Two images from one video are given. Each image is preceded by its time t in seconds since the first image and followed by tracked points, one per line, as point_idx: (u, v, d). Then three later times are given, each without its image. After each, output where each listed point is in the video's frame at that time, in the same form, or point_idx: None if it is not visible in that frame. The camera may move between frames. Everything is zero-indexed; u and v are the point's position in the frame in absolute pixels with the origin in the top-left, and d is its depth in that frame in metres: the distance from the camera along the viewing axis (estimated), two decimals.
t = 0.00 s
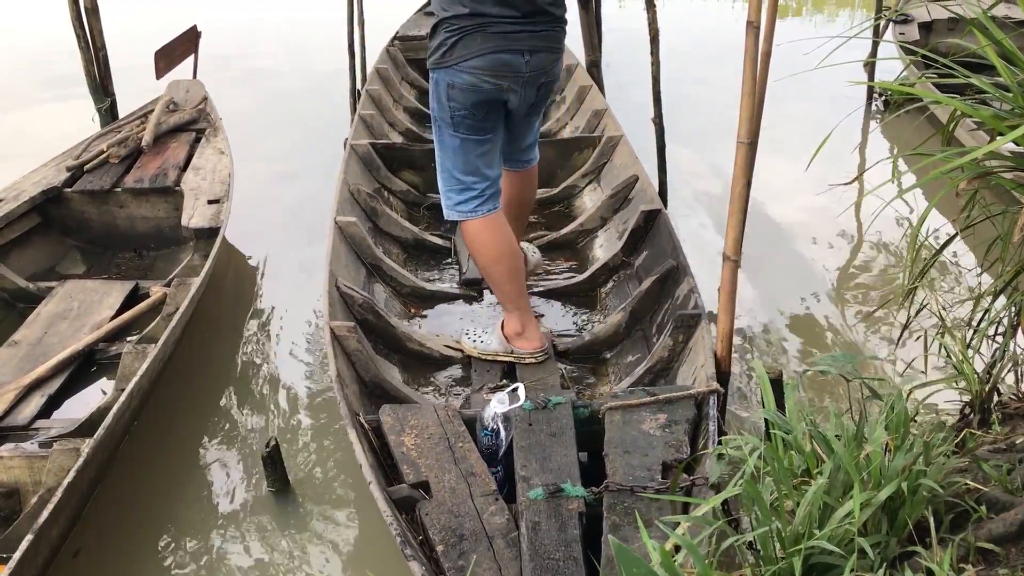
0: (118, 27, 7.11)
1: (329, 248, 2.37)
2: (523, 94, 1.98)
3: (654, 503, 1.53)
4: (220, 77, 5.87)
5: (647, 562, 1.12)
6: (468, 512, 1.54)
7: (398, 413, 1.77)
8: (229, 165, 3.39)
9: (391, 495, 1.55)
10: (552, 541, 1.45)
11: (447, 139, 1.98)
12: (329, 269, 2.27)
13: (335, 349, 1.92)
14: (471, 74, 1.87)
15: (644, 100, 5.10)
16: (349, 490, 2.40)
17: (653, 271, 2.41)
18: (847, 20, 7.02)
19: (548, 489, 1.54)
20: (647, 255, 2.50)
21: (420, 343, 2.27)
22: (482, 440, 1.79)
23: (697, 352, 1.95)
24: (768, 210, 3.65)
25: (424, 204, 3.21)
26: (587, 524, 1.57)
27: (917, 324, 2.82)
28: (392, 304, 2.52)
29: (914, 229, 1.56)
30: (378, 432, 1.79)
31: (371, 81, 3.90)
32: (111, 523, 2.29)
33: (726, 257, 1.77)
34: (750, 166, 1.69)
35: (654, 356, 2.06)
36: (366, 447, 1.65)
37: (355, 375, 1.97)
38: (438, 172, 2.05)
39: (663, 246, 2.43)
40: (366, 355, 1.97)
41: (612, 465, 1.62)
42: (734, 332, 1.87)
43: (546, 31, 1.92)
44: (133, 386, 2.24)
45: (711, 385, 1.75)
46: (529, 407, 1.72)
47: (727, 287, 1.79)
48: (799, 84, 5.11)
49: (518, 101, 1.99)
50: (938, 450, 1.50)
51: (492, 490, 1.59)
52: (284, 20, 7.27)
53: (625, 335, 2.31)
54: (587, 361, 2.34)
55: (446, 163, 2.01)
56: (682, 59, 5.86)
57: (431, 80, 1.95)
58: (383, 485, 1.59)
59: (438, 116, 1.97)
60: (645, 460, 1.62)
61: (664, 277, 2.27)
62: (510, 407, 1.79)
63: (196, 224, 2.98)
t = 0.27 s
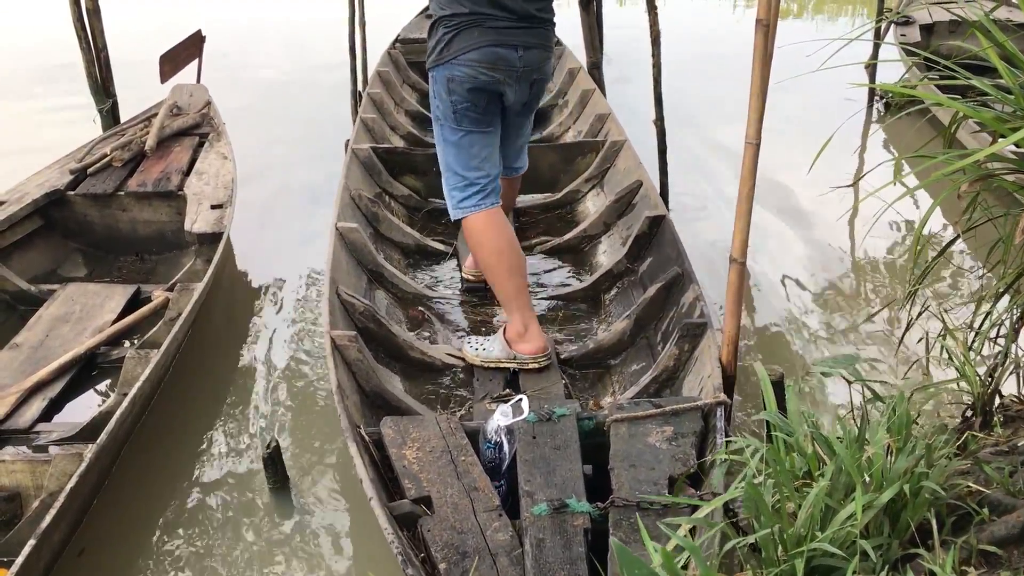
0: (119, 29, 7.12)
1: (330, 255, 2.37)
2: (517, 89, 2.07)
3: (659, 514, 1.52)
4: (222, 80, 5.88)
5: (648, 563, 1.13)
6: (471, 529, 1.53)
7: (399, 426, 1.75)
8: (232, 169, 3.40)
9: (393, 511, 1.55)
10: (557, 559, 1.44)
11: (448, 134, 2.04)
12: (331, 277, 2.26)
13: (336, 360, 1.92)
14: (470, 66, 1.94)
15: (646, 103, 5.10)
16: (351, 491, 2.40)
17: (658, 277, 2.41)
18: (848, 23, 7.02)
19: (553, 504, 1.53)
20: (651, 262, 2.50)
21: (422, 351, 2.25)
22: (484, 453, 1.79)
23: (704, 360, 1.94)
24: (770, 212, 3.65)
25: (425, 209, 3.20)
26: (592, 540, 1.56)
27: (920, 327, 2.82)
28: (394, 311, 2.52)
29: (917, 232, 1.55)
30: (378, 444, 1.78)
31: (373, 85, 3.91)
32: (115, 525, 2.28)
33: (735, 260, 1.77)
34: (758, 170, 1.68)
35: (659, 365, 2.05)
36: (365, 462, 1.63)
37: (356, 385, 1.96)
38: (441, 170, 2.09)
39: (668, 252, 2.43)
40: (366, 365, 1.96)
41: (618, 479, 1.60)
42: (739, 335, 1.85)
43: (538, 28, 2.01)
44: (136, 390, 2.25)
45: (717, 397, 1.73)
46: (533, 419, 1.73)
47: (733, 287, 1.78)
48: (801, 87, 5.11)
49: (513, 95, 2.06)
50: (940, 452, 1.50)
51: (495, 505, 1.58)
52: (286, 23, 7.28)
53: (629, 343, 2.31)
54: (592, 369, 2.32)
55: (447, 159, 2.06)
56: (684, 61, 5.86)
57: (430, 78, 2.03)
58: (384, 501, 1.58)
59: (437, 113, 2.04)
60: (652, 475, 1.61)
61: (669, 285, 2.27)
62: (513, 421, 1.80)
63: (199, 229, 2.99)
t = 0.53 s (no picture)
0: (122, 33, 7.15)
1: (329, 269, 2.36)
2: (507, 75, 2.16)
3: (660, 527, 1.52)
4: (224, 83, 5.89)
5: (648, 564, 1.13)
6: (468, 548, 1.52)
7: (395, 444, 1.74)
8: (234, 171, 3.41)
9: (387, 532, 1.53)
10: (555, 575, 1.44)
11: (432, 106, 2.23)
12: (328, 292, 2.26)
13: (333, 377, 1.92)
14: (454, 46, 2.12)
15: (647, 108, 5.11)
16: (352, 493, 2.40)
17: (661, 280, 2.41)
18: (849, 27, 7.02)
19: (551, 520, 1.53)
20: (655, 264, 2.50)
21: (424, 365, 2.24)
22: (483, 468, 1.78)
23: (707, 365, 1.93)
24: (771, 216, 3.65)
25: (429, 218, 3.21)
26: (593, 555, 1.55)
27: (921, 331, 2.82)
28: (396, 324, 2.54)
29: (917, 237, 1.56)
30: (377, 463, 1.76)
31: (375, 89, 3.92)
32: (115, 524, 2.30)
33: (738, 265, 1.77)
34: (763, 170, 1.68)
35: (663, 371, 2.04)
36: (361, 481, 1.63)
37: (355, 403, 1.96)
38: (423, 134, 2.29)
39: (671, 255, 2.43)
40: (365, 382, 1.96)
41: (618, 490, 1.59)
42: (742, 342, 1.87)
43: (534, 17, 2.11)
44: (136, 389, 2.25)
45: (721, 402, 1.73)
46: (531, 432, 1.72)
47: (737, 293, 1.78)
48: (802, 92, 5.12)
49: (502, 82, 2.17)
50: (942, 455, 1.50)
51: (492, 522, 1.57)
52: (288, 28, 7.30)
53: (634, 348, 2.31)
54: (597, 377, 2.32)
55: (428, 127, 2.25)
56: (685, 65, 5.87)
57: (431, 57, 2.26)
58: (379, 521, 1.56)
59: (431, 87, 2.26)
60: (652, 486, 1.60)
61: (672, 287, 2.27)
62: (510, 434, 1.77)
63: (200, 229, 2.99)
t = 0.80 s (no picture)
0: (124, 38, 7.17)
1: (329, 268, 2.37)
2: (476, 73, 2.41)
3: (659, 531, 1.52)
4: (226, 88, 5.91)
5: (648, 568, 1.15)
6: (471, 548, 1.52)
7: (397, 441, 1.74)
8: (233, 173, 3.41)
9: (389, 529, 1.52)
10: None
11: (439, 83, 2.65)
12: (330, 289, 2.28)
13: (333, 372, 1.92)
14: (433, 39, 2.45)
15: (648, 114, 5.11)
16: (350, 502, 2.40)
17: (663, 292, 2.42)
18: (850, 34, 7.04)
19: (556, 523, 1.53)
20: (656, 276, 2.51)
21: (422, 366, 2.24)
22: (484, 469, 1.77)
23: (711, 378, 1.93)
24: (771, 223, 3.66)
25: (428, 222, 3.22)
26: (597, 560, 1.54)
27: (921, 338, 2.82)
28: (394, 326, 2.53)
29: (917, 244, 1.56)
30: (377, 460, 1.75)
31: (376, 94, 3.93)
32: (112, 533, 2.29)
33: (745, 274, 1.78)
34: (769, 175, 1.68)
35: (666, 382, 2.04)
36: (362, 476, 1.63)
37: (354, 400, 1.96)
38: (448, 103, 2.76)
39: (673, 267, 2.44)
40: (365, 378, 1.97)
41: (623, 497, 1.59)
42: (748, 349, 1.88)
43: (497, 25, 2.30)
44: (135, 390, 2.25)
45: (727, 412, 1.73)
46: (536, 434, 1.72)
47: (743, 302, 1.79)
48: (802, 99, 5.13)
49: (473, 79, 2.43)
50: (942, 463, 1.50)
51: (495, 523, 1.57)
52: (290, 34, 7.32)
53: (635, 359, 2.31)
54: (597, 386, 2.31)
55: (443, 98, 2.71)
56: (686, 71, 5.89)
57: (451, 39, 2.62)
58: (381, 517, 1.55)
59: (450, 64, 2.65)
60: (659, 492, 1.60)
61: (675, 299, 2.29)
62: (515, 435, 1.76)
63: (199, 230, 2.99)
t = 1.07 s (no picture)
0: (126, 45, 7.19)
1: (326, 271, 2.38)
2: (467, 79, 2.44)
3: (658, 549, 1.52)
4: (227, 96, 5.92)
5: None
6: (463, 558, 1.51)
7: (391, 448, 1.73)
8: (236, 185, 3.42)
9: (382, 536, 1.52)
10: None
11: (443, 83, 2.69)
12: (326, 292, 2.28)
13: (327, 376, 1.92)
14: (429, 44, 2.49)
15: (647, 122, 5.13)
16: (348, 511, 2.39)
17: (659, 307, 2.42)
18: (850, 44, 7.05)
19: (549, 535, 1.53)
20: (653, 290, 2.51)
21: (416, 372, 2.24)
22: (477, 478, 1.76)
23: (705, 396, 1.93)
24: (771, 233, 3.66)
25: (425, 230, 3.22)
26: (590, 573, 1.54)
27: (920, 348, 2.82)
28: (389, 331, 2.53)
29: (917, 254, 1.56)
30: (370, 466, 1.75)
31: (376, 103, 3.94)
32: (111, 550, 2.27)
33: (740, 282, 1.78)
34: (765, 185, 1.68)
35: (661, 396, 2.04)
36: (356, 482, 1.62)
37: (347, 405, 1.95)
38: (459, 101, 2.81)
39: (671, 280, 2.44)
40: (358, 384, 1.97)
41: (617, 510, 1.59)
42: (745, 361, 1.87)
43: (483, 34, 2.32)
44: (139, 403, 2.26)
45: (722, 429, 1.73)
46: (530, 446, 1.72)
47: (740, 311, 1.79)
48: (802, 109, 5.14)
49: (465, 84, 2.47)
50: (942, 473, 1.49)
51: (487, 534, 1.56)
52: (291, 41, 7.35)
53: (629, 373, 2.32)
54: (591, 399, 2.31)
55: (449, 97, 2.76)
56: (687, 80, 5.90)
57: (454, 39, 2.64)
58: (374, 525, 1.55)
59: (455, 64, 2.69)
60: (653, 507, 1.60)
61: (672, 315, 2.28)
62: (509, 445, 1.77)
63: (202, 243, 3.00)
